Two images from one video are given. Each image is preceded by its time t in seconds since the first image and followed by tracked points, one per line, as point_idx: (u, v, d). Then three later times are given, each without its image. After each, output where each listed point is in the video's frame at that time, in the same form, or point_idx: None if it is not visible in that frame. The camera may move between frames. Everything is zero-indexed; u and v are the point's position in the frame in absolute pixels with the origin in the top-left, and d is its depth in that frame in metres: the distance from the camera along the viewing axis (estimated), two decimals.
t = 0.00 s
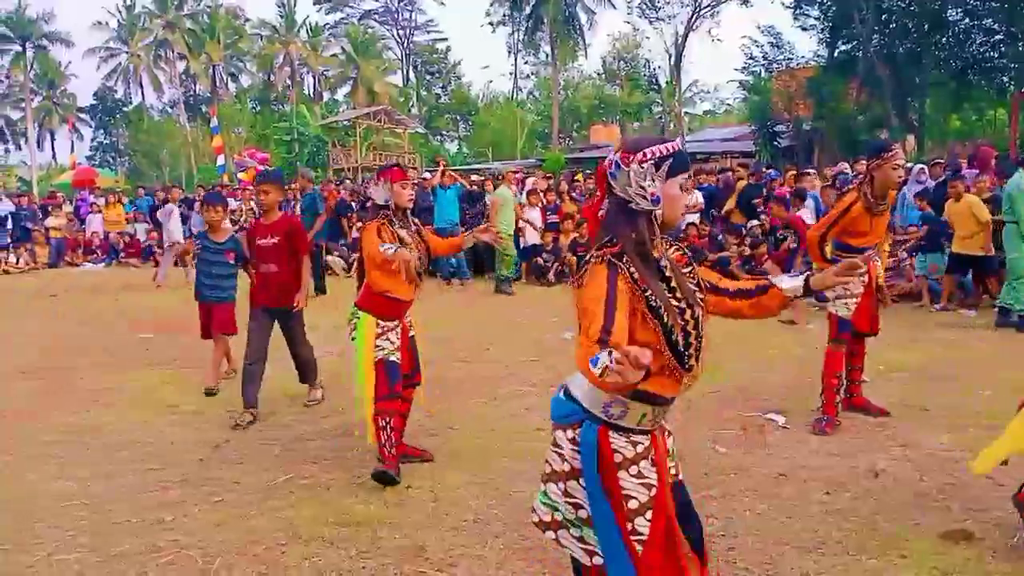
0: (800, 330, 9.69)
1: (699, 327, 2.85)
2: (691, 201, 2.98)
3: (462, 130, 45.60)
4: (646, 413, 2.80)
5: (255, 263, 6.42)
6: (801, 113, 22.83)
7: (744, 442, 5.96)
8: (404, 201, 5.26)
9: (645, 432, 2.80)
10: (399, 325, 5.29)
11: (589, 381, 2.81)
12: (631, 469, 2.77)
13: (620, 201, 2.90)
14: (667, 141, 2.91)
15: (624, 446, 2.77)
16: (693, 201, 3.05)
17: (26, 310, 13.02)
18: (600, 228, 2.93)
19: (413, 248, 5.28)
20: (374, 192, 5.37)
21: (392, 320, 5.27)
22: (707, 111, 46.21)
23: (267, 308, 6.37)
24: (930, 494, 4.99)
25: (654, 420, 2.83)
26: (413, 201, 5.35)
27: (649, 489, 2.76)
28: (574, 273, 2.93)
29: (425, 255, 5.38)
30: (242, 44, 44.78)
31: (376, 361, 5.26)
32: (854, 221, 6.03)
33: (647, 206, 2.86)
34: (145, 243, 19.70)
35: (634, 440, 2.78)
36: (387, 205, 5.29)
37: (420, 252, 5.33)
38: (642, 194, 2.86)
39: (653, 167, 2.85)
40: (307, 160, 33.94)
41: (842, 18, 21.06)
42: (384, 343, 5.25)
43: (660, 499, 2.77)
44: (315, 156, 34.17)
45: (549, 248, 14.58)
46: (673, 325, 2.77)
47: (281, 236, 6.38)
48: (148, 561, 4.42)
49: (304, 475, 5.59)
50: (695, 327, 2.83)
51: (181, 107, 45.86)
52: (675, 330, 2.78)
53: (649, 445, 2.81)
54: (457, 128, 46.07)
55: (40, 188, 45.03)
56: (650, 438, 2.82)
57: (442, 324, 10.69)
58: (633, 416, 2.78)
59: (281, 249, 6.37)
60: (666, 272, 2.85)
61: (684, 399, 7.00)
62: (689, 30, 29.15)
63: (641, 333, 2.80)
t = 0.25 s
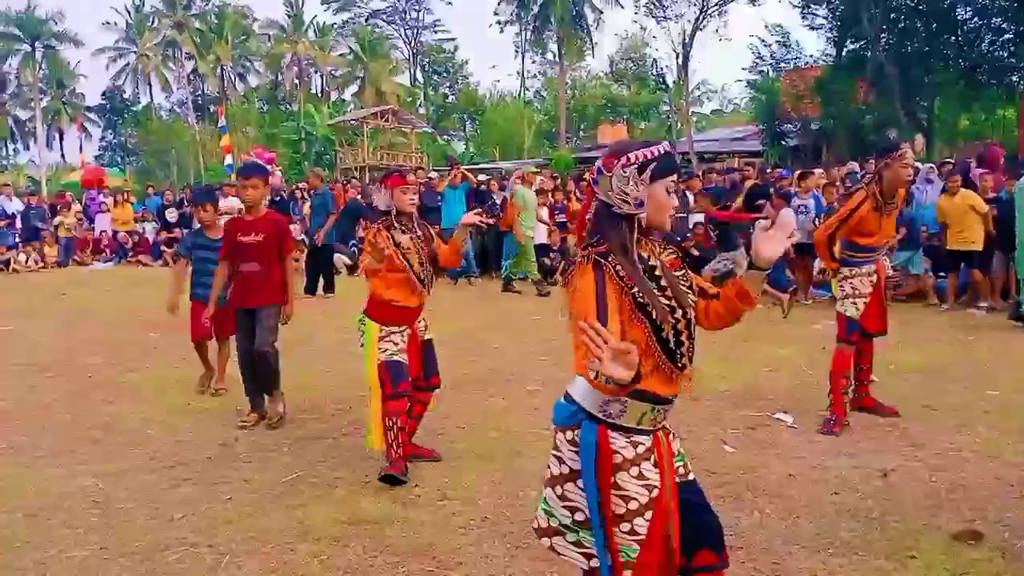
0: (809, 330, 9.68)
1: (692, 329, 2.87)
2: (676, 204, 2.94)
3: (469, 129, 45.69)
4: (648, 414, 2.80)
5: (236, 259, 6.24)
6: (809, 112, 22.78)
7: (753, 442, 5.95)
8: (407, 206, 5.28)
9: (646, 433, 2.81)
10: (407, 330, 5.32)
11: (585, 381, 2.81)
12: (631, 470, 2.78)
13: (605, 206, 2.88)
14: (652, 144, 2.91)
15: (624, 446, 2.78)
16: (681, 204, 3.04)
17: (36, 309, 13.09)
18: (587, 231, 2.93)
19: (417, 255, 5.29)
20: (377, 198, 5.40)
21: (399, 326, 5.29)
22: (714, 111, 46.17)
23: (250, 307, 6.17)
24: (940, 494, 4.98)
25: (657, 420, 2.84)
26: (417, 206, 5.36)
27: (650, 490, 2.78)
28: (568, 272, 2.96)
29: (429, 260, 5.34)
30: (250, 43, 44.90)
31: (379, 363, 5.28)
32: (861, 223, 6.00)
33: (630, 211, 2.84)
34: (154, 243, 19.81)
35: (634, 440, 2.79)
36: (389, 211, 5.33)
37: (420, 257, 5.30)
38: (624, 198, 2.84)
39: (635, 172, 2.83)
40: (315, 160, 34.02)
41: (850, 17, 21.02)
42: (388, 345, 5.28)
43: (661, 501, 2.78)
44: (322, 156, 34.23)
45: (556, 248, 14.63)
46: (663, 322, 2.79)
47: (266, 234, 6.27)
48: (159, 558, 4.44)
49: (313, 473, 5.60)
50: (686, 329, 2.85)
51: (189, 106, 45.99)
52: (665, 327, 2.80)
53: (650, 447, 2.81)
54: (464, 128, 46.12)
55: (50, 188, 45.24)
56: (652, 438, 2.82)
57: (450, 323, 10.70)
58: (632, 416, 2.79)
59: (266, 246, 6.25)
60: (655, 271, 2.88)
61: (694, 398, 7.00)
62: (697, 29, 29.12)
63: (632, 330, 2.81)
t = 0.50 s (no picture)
0: (815, 329, 9.67)
1: (707, 320, 2.85)
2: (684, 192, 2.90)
3: (475, 128, 45.71)
4: (655, 405, 2.82)
5: (226, 267, 5.92)
6: (815, 111, 22.72)
7: (759, 441, 5.94)
8: (412, 205, 5.33)
9: (654, 426, 2.82)
10: (412, 331, 5.31)
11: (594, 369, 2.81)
12: (636, 461, 2.79)
13: (603, 197, 2.93)
14: (654, 129, 2.89)
15: (629, 438, 2.79)
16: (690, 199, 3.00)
17: (43, 308, 13.14)
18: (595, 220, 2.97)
19: (419, 253, 5.31)
20: (386, 197, 5.49)
21: (399, 324, 5.27)
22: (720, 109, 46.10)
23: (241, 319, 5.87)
24: (946, 494, 4.97)
25: (667, 413, 2.84)
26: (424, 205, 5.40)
27: (653, 483, 2.78)
28: (573, 260, 3.01)
29: (430, 260, 5.34)
30: (256, 43, 44.94)
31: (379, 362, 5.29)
32: (868, 221, 6.00)
33: (623, 199, 2.86)
34: (160, 242, 19.89)
35: (639, 432, 2.80)
36: (395, 209, 5.40)
37: (420, 257, 5.30)
38: (617, 187, 2.87)
39: (627, 160, 2.85)
40: (320, 159, 34.03)
41: (857, 16, 20.97)
42: (387, 345, 5.26)
43: (662, 494, 2.79)
44: (328, 156, 34.23)
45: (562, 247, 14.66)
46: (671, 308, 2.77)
47: (258, 242, 5.94)
48: (166, 556, 4.46)
49: (319, 472, 5.61)
50: (700, 318, 2.83)
51: (195, 106, 46.05)
52: (672, 310, 2.79)
53: (657, 440, 2.81)
54: (469, 127, 46.13)
55: (56, 187, 45.38)
56: (660, 431, 2.82)
57: (455, 321, 10.70)
58: (639, 407, 2.81)
59: (258, 256, 5.92)
60: (666, 257, 2.85)
61: (699, 397, 6.99)
62: (703, 28, 29.08)
63: (637, 316, 2.81)
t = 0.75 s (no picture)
0: (815, 329, 9.66)
1: (718, 319, 2.88)
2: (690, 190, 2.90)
3: (475, 129, 45.72)
4: (660, 405, 2.81)
5: (207, 263, 5.54)
6: (815, 110, 22.69)
7: (760, 441, 5.94)
8: (411, 200, 5.27)
9: (658, 425, 2.81)
10: (410, 324, 5.30)
11: (600, 368, 2.79)
12: (640, 461, 2.77)
13: (607, 196, 2.98)
14: (653, 126, 2.89)
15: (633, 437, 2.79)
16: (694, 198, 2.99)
17: (44, 308, 13.14)
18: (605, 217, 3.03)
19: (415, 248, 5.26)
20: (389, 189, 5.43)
21: (395, 321, 5.29)
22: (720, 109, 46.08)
23: (221, 319, 5.50)
24: (947, 493, 4.97)
25: (671, 413, 2.83)
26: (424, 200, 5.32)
27: (658, 483, 2.77)
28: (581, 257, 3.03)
29: (428, 255, 5.33)
30: (256, 43, 44.91)
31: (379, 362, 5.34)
32: (869, 220, 5.99)
33: (623, 198, 2.90)
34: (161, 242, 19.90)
35: (643, 432, 2.78)
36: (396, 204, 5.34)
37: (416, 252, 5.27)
38: (617, 187, 2.91)
39: (627, 159, 2.88)
40: (321, 160, 34.01)
41: (857, 16, 20.96)
42: (385, 345, 5.29)
43: (669, 495, 2.78)
44: (328, 156, 34.19)
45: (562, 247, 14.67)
46: (675, 309, 2.79)
47: (241, 238, 5.53)
48: (166, 557, 4.46)
49: (321, 472, 5.61)
50: (710, 315, 2.85)
51: (196, 106, 46.06)
52: (678, 307, 2.80)
53: (662, 439, 2.80)
54: (469, 127, 46.12)
55: (56, 188, 45.40)
56: (665, 431, 2.81)
57: (456, 322, 10.70)
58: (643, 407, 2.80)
59: (241, 252, 5.53)
60: (673, 255, 2.89)
61: (701, 397, 6.99)
62: (703, 28, 29.07)
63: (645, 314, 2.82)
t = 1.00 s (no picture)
0: (823, 328, 9.63)
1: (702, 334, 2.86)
2: (690, 197, 2.93)
3: (483, 128, 45.76)
4: (643, 412, 2.80)
5: (192, 274, 5.36)
6: (824, 109, 22.61)
7: (767, 440, 5.94)
8: (419, 197, 5.27)
9: (643, 431, 2.81)
10: (416, 321, 5.33)
11: (585, 375, 2.88)
12: (626, 467, 2.81)
13: (605, 201, 3.01)
14: (656, 136, 2.93)
15: (618, 444, 2.81)
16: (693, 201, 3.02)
17: (55, 307, 13.21)
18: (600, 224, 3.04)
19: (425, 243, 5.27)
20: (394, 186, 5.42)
21: (401, 317, 5.32)
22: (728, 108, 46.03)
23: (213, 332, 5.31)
24: (955, 492, 4.96)
25: (656, 419, 2.82)
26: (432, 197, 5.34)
27: (646, 489, 2.79)
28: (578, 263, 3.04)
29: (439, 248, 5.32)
30: (266, 43, 44.97)
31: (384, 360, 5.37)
32: (877, 218, 5.96)
33: (619, 203, 2.93)
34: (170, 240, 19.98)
35: (628, 438, 2.81)
36: (403, 200, 5.33)
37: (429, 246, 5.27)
38: (615, 191, 2.95)
39: (628, 164, 2.93)
40: (330, 159, 34.05)
41: (865, 15, 20.89)
42: (391, 343, 5.31)
43: (659, 499, 2.79)
44: (337, 155, 34.20)
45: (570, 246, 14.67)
46: (677, 307, 2.78)
47: (226, 247, 5.31)
48: (175, 552, 4.49)
49: (327, 468, 5.64)
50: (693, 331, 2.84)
51: (206, 106, 46.21)
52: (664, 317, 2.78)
53: (648, 445, 2.82)
54: (478, 126, 46.13)
55: (67, 187, 45.61)
56: (651, 437, 2.82)
57: (462, 320, 10.70)
58: (627, 413, 2.80)
59: (226, 262, 5.31)
60: (664, 263, 2.88)
61: (707, 396, 6.98)
62: (712, 26, 29.02)
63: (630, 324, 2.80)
